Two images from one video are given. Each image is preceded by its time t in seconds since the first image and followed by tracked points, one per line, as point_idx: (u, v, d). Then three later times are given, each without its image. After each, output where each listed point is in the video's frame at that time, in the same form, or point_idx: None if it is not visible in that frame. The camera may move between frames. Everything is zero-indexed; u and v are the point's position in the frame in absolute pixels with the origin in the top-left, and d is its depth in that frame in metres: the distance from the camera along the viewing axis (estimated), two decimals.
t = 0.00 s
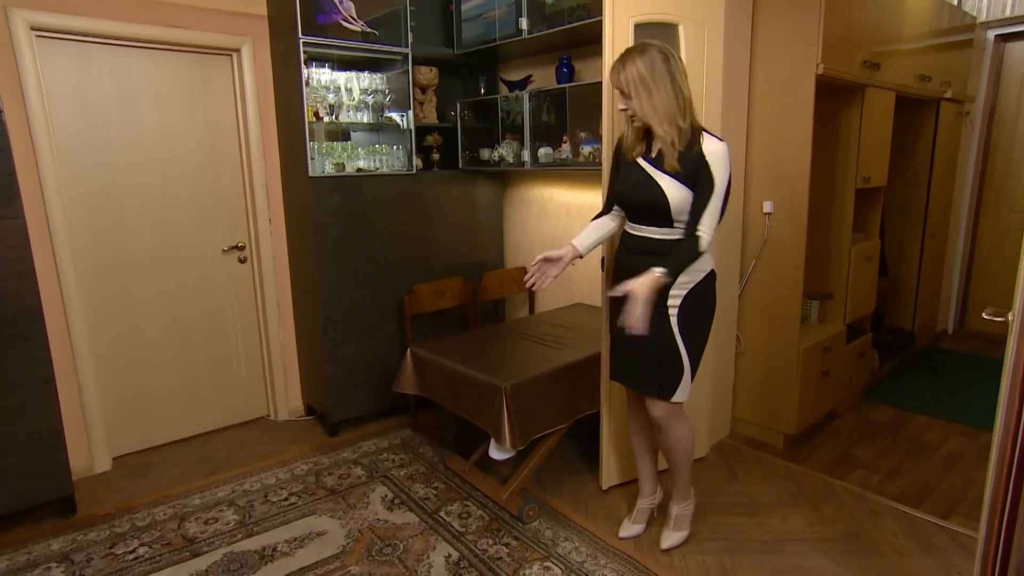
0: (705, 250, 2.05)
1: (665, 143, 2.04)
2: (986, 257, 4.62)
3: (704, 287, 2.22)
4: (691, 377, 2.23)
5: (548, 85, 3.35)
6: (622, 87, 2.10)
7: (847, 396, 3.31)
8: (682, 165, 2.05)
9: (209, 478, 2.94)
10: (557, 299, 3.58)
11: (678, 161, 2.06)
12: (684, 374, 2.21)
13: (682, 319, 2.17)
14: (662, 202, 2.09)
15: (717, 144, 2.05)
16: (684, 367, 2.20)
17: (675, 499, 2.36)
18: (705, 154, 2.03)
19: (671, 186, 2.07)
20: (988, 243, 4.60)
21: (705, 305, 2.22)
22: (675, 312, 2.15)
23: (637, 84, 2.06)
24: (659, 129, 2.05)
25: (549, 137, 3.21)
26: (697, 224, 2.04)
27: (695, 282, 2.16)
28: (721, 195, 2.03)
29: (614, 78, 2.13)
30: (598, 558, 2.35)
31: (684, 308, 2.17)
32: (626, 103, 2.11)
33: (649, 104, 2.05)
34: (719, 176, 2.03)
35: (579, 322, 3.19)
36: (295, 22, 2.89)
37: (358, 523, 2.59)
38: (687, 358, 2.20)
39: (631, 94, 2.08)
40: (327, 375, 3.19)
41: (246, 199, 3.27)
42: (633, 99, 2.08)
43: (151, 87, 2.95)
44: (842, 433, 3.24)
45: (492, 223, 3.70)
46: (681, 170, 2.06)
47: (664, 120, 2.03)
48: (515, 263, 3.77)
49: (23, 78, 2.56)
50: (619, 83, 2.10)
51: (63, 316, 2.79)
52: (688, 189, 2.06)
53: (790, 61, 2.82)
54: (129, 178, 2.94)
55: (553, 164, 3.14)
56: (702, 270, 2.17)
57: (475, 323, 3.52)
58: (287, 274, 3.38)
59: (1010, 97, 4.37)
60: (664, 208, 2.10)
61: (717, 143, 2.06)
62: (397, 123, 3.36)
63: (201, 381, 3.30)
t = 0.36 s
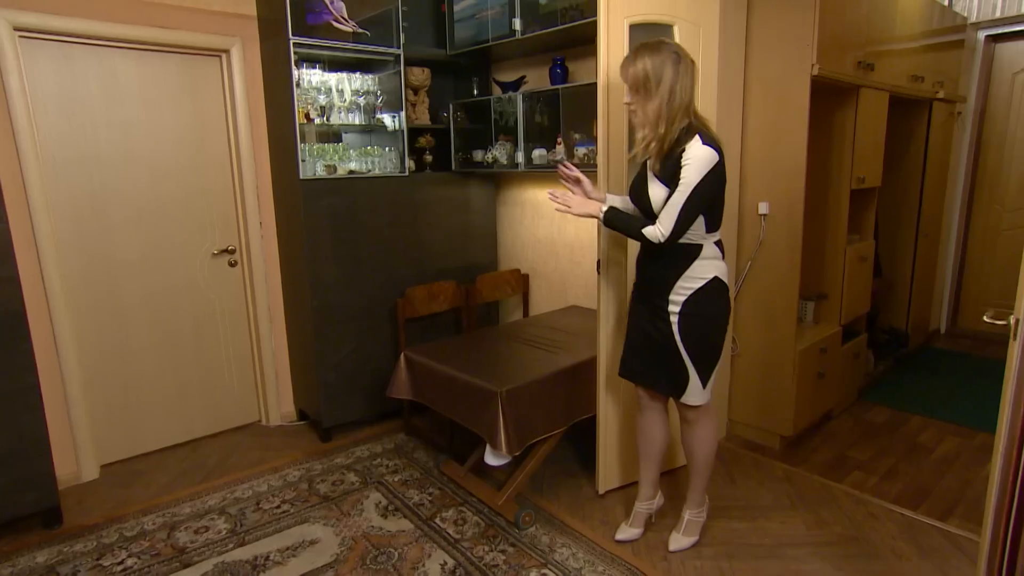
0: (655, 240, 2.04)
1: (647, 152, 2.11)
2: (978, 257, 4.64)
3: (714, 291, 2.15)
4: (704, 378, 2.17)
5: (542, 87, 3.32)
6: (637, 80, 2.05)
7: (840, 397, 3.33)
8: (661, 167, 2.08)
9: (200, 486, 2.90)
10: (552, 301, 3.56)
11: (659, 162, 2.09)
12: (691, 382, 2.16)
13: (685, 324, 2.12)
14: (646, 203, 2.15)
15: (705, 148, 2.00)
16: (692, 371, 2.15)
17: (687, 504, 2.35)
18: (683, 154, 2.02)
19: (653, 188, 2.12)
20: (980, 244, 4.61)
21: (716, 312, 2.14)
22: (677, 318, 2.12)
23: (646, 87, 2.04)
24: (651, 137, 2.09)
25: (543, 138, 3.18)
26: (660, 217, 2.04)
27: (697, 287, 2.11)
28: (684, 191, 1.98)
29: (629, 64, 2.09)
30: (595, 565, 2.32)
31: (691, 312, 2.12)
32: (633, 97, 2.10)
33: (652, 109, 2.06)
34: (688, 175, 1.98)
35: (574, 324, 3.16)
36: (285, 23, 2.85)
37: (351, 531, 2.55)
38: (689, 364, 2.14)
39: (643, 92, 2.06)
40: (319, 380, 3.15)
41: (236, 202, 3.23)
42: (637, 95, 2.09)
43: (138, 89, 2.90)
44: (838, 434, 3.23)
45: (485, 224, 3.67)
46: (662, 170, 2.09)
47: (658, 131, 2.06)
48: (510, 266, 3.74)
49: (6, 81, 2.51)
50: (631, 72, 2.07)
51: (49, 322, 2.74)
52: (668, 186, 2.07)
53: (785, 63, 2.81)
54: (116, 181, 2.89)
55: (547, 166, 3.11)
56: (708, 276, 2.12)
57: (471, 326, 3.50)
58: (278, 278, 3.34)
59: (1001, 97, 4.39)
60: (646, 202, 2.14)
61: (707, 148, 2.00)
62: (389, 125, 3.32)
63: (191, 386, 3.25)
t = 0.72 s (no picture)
0: (682, 245, 2.00)
1: (709, 138, 2.00)
2: (972, 256, 4.64)
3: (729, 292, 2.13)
4: (719, 378, 2.15)
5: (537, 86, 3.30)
6: (703, 62, 2.00)
7: (837, 397, 3.32)
8: (689, 167, 2.01)
9: (192, 491, 2.85)
10: (548, 302, 3.53)
11: (693, 158, 2.00)
12: (705, 382, 2.14)
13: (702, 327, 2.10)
14: (666, 206, 2.07)
15: (728, 144, 1.99)
16: (706, 372, 2.13)
17: (687, 507, 2.33)
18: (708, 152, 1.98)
19: (674, 189, 2.05)
20: (974, 243, 4.62)
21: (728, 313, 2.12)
22: (695, 320, 2.10)
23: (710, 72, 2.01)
24: (713, 123, 2.04)
25: (539, 138, 3.16)
26: (685, 219, 2.00)
27: (714, 289, 2.10)
28: (713, 191, 1.96)
29: (685, 52, 1.99)
30: (593, 569, 2.29)
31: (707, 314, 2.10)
32: (694, 81, 2.00)
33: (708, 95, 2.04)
34: (716, 174, 1.96)
35: (570, 325, 3.14)
36: (276, 21, 2.81)
37: (346, 536, 2.51)
38: (704, 364, 2.12)
39: (704, 76, 2.02)
40: (312, 383, 3.11)
41: (226, 203, 3.18)
42: (702, 81, 2.01)
43: (126, 88, 2.85)
44: (835, 434, 3.22)
45: (480, 225, 3.64)
46: (687, 168, 2.02)
47: (722, 115, 2.04)
48: (505, 266, 3.71)
49: None
50: (695, 58, 1.99)
51: (36, 326, 2.69)
52: (687, 187, 2.03)
53: (781, 61, 2.79)
54: (104, 183, 2.84)
55: (542, 166, 3.08)
56: (724, 278, 2.11)
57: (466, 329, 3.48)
58: (271, 280, 3.30)
59: (995, 96, 4.39)
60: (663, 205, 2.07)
61: (729, 143, 1.99)
62: (382, 125, 3.29)
63: (182, 390, 3.20)
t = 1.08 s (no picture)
0: (695, 251, 1.97)
1: (721, 141, 1.97)
2: (967, 253, 4.65)
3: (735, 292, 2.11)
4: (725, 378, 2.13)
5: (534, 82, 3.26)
6: (712, 68, 1.93)
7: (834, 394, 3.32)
8: (701, 173, 1.99)
9: (185, 492, 2.81)
10: (544, 300, 3.50)
11: (706, 165, 1.98)
12: (712, 380, 2.12)
13: (710, 326, 2.09)
14: (678, 212, 2.04)
15: (742, 147, 1.95)
16: (714, 372, 2.11)
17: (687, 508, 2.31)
18: (721, 157, 1.95)
19: (686, 194, 2.02)
20: (969, 240, 4.63)
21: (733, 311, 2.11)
22: (703, 321, 2.08)
23: (718, 76, 1.95)
24: (724, 128, 1.99)
25: (535, 135, 3.12)
26: (698, 225, 1.97)
27: (723, 287, 2.08)
28: (728, 197, 1.92)
29: (694, 59, 1.92)
30: (592, 570, 2.27)
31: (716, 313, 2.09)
32: (704, 90, 1.95)
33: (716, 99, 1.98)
34: (730, 178, 1.92)
35: (567, 324, 3.11)
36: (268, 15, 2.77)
37: (342, 538, 2.48)
38: (712, 363, 2.10)
39: (713, 82, 1.96)
40: (306, 383, 3.07)
41: (219, 200, 3.13)
42: (711, 87, 1.96)
43: (115, 82, 2.79)
44: (832, 432, 3.22)
45: (475, 222, 3.61)
46: (698, 174, 1.99)
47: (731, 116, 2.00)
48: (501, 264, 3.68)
49: None
50: (704, 66, 1.92)
51: (23, 326, 2.64)
52: (699, 192, 2.01)
53: (780, 58, 2.77)
54: (92, 179, 2.79)
55: (538, 163, 3.05)
56: (733, 276, 2.09)
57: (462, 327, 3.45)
58: (264, 278, 3.26)
59: (990, 93, 4.40)
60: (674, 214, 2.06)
61: (743, 147, 1.95)
62: (375, 121, 3.24)
63: (174, 390, 3.16)
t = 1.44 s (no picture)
0: (716, 226, 1.84)
1: (731, 126, 1.92)
2: (965, 252, 4.65)
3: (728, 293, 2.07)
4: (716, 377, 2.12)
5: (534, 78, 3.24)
6: (723, 49, 1.87)
7: (834, 395, 3.31)
8: (714, 159, 1.91)
9: (179, 492, 2.78)
10: (544, 298, 3.48)
11: (716, 149, 1.91)
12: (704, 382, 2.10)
13: (703, 328, 2.04)
14: (689, 201, 1.94)
15: (752, 128, 1.91)
16: (706, 373, 2.08)
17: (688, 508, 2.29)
18: (733, 138, 1.90)
19: (698, 181, 1.92)
20: (967, 239, 4.62)
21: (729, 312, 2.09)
22: (696, 324, 2.03)
23: (728, 58, 1.89)
24: (732, 114, 1.93)
25: (535, 131, 3.10)
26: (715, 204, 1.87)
27: (717, 290, 2.03)
28: (746, 170, 1.86)
29: (707, 37, 1.84)
30: (592, 571, 2.25)
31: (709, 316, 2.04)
32: (715, 70, 1.87)
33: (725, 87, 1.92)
34: (746, 156, 1.87)
35: (567, 322, 3.09)
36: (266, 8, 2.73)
37: (339, 538, 2.46)
38: (705, 365, 2.07)
39: (723, 64, 1.89)
40: (303, 381, 3.04)
41: (215, 196, 3.09)
42: (721, 69, 1.89)
43: (109, 75, 2.75)
44: (832, 433, 3.21)
45: (474, 219, 3.58)
46: (711, 160, 1.92)
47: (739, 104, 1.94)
48: (500, 262, 3.65)
49: None
50: (716, 45, 1.85)
51: (15, 322, 2.60)
52: (711, 179, 1.92)
53: (783, 56, 2.75)
54: (86, 173, 2.74)
55: (538, 160, 3.02)
56: (726, 277, 2.03)
57: (460, 326, 3.43)
58: (260, 274, 3.22)
59: (990, 93, 4.39)
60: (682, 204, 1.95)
61: (753, 130, 1.91)
62: (372, 117, 3.21)
63: (168, 388, 3.12)
